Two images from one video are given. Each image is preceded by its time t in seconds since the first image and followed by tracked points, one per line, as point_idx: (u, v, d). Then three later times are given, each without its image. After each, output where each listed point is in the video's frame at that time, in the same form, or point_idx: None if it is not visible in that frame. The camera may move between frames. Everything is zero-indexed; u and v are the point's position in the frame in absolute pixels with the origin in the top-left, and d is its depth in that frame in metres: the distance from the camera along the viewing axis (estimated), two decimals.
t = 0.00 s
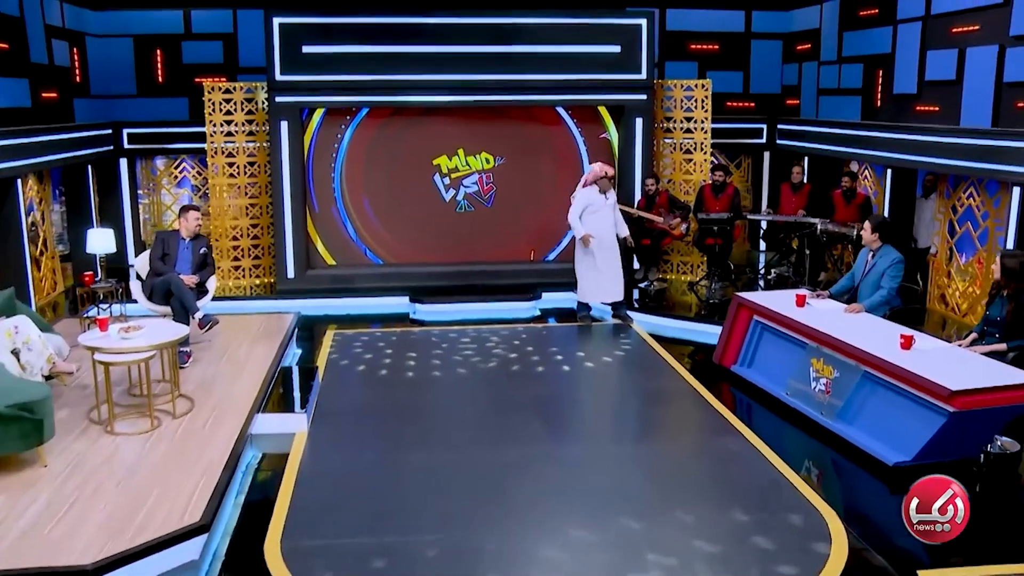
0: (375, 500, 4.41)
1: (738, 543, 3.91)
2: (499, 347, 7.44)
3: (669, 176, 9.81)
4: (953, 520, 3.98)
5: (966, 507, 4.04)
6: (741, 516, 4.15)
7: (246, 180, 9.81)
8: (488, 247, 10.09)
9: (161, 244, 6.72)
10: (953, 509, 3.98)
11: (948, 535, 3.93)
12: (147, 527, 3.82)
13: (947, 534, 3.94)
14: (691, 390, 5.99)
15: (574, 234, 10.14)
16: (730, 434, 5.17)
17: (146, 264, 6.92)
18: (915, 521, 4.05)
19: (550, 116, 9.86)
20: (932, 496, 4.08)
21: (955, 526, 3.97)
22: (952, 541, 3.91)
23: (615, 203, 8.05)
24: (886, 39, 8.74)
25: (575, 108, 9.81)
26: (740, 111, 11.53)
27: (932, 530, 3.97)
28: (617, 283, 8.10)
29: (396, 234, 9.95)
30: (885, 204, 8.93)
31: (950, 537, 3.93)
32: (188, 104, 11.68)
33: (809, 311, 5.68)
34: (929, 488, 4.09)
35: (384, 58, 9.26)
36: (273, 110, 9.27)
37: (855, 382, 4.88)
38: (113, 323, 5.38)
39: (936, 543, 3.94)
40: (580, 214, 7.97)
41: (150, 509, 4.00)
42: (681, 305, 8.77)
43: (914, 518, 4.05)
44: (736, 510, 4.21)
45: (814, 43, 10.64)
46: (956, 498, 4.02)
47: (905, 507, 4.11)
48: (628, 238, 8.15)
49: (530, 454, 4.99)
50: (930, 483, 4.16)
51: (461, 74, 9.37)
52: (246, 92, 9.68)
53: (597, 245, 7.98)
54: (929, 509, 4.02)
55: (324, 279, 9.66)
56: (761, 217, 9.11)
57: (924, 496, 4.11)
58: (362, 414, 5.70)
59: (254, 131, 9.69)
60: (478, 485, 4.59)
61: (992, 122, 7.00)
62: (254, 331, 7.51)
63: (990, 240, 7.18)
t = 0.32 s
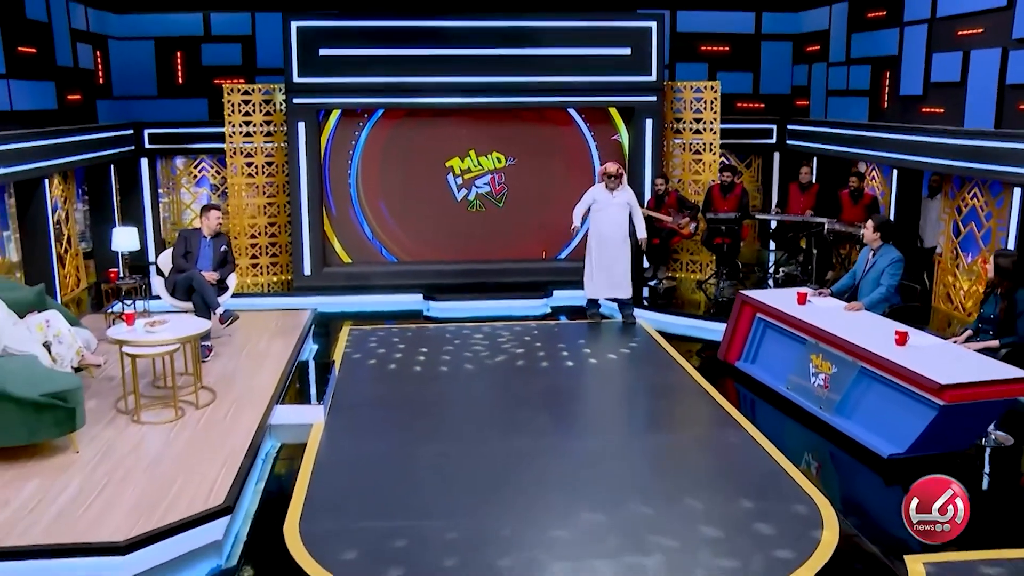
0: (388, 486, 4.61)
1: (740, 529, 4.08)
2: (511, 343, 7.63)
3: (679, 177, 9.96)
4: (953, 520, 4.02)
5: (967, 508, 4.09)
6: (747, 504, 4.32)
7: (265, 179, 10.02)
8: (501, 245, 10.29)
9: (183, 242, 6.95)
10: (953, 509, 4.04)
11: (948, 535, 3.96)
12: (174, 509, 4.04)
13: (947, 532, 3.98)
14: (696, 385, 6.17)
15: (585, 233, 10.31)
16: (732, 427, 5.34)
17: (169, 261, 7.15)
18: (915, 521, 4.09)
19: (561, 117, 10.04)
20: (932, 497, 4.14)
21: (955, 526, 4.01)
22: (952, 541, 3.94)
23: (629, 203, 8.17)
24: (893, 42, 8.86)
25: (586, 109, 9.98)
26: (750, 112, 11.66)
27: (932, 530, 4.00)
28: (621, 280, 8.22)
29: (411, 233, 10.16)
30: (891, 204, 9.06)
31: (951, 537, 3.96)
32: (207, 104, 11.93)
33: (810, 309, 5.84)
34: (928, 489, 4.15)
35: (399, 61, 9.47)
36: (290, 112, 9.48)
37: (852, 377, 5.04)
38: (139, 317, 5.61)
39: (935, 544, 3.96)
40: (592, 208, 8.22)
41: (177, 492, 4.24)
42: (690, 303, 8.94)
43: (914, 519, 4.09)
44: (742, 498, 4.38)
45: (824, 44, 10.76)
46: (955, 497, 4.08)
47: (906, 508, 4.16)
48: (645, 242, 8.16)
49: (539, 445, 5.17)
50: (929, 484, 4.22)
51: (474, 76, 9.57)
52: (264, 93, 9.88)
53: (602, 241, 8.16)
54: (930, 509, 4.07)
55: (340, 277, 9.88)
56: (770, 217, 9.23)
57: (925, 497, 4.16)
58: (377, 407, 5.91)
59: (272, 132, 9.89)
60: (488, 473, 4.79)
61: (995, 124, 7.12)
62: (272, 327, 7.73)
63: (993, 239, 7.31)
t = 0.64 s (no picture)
0: (400, 474, 4.80)
1: (742, 516, 4.25)
2: (521, 339, 7.81)
3: (688, 176, 10.10)
4: (951, 518, 4.00)
5: (965, 506, 4.10)
6: (753, 493, 4.47)
7: (281, 179, 10.24)
8: (513, 244, 10.48)
9: (204, 239, 7.18)
10: (951, 508, 4.02)
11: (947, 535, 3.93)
12: (197, 492, 4.26)
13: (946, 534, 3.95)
14: (700, 380, 6.33)
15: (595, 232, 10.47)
16: (733, 420, 5.50)
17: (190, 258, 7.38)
18: (914, 521, 4.08)
19: (572, 117, 10.21)
20: (932, 496, 4.10)
21: (954, 524, 3.99)
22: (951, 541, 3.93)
23: (646, 203, 8.28)
24: (900, 43, 8.96)
25: (596, 110, 10.14)
26: (761, 112, 11.78)
27: (932, 530, 3.97)
28: (632, 278, 8.36)
29: (425, 232, 10.36)
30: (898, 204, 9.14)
31: (950, 537, 3.94)
32: (225, 105, 12.16)
33: (810, 306, 5.98)
34: (927, 488, 4.12)
35: (412, 63, 9.66)
36: (306, 113, 9.69)
37: (848, 373, 5.19)
38: (161, 312, 5.81)
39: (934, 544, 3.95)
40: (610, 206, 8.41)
41: (199, 476, 4.45)
42: (698, 300, 9.10)
43: (914, 519, 4.08)
44: (749, 487, 4.54)
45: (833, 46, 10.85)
46: (955, 498, 4.05)
47: (906, 507, 4.14)
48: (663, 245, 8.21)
49: (546, 436, 5.35)
50: (928, 482, 4.22)
51: (486, 78, 9.75)
52: (281, 94, 10.10)
53: (615, 239, 8.33)
54: (929, 509, 4.05)
55: (355, 274, 10.09)
56: (778, 216, 9.32)
57: (924, 495, 4.14)
58: (389, 400, 6.10)
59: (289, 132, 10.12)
60: (496, 461, 4.98)
61: (998, 125, 7.22)
62: (289, 322, 7.96)
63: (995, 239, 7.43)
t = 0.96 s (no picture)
0: (409, 462, 4.98)
1: (744, 503, 4.41)
2: (529, 335, 7.97)
3: (696, 176, 10.24)
4: (952, 518, 4.02)
5: (966, 506, 4.09)
6: (758, 484, 4.62)
7: (296, 177, 10.44)
8: (524, 242, 10.65)
9: (221, 237, 7.36)
10: (951, 508, 4.04)
11: (947, 535, 3.96)
12: (215, 476, 4.47)
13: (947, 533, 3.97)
14: (702, 376, 6.48)
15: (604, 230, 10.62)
16: (733, 414, 5.64)
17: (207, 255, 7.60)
18: (914, 521, 4.09)
19: (581, 118, 10.36)
20: (933, 496, 4.13)
21: (954, 524, 4.00)
22: (951, 541, 3.95)
23: (654, 203, 8.34)
24: (906, 45, 9.06)
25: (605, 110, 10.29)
26: (770, 113, 11.89)
27: (932, 530, 4.00)
28: (640, 276, 8.53)
29: (437, 231, 10.54)
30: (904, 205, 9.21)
31: (950, 537, 3.96)
32: (241, 105, 12.39)
33: (810, 303, 6.11)
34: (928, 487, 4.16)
35: (424, 64, 9.84)
36: (321, 113, 9.88)
37: (844, 368, 5.34)
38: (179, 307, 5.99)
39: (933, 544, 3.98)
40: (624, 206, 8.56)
41: (217, 461, 4.66)
42: (705, 298, 9.23)
43: (914, 519, 4.09)
44: (754, 478, 4.69)
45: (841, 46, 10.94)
46: (955, 497, 4.08)
47: (906, 507, 4.16)
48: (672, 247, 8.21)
49: (551, 428, 5.51)
50: (930, 481, 4.27)
51: (498, 79, 9.92)
52: (296, 95, 10.29)
53: (625, 238, 8.49)
54: (929, 509, 4.07)
55: (368, 271, 10.28)
56: (786, 216, 9.41)
57: (925, 496, 4.17)
58: (400, 392, 6.27)
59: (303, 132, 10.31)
60: (502, 450, 5.15)
61: (1000, 125, 7.32)
62: (302, 318, 8.15)
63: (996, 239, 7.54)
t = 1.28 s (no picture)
0: (417, 451, 5.14)
1: (743, 491, 4.55)
2: (537, 331, 8.12)
3: (703, 176, 10.35)
4: (951, 518, 4.04)
5: (964, 506, 4.13)
6: (760, 474, 4.75)
7: (309, 176, 10.62)
8: (534, 241, 10.81)
9: (235, 234, 7.58)
10: (951, 508, 4.06)
11: (948, 535, 3.98)
12: (229, 462, 4.66)
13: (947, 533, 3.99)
14: (704, 371, 6.61)
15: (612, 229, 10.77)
16: (733, 408, 5.78)
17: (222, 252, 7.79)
18: (914, 521, 4.10)
19: (590, 118, 10.50)
20: (932, 496, 4.15)
21: (953, 524, 4.03)
22: (951, 541, 3.97)
23: (657, 201, 8.48)
24: (911, 46, 9.15)
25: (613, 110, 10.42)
26: (778, 112, 11.98)
27: (932, 530, 4.02)
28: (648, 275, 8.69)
29: (448, 229, 10.72)
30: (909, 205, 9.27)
31: (950, 537, 3.98)
32: (256, 105, 12.60)
33: (809, 300, 6.24)
34: (928, 488, 4.18)
35: (436, 65, 10.00)
36: (335, 113, 10.06)
37: (840, 363, 5.47)
38: (194, 302, 6.18)
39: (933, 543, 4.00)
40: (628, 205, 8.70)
41: (231, 449, 4.84)
42: (711, 296, 9.36)
43: (913, 519, 4.10)
44: (756, 468, 4.82)
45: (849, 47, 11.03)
46: (955, 497, 4.10)
47: (906, 507, 4.17)
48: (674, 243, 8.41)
49: (556, 420, 5.66)
50: (929, 481, 4.29)
51: (508, 79, 10.07)
52: (309, 95, 10.46)
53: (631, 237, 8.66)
54: (929, 509, 4.08)
55: (380, 269, 10.45)
56: (792, 215, 9.39)
57: (924, 497, 4.18)
58: (410, 386, 6.44)
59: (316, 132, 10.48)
60: (507, 441, 5.31)
61: (1001, 125, 7.40)
62: (315, 314, 8.33)
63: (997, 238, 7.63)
